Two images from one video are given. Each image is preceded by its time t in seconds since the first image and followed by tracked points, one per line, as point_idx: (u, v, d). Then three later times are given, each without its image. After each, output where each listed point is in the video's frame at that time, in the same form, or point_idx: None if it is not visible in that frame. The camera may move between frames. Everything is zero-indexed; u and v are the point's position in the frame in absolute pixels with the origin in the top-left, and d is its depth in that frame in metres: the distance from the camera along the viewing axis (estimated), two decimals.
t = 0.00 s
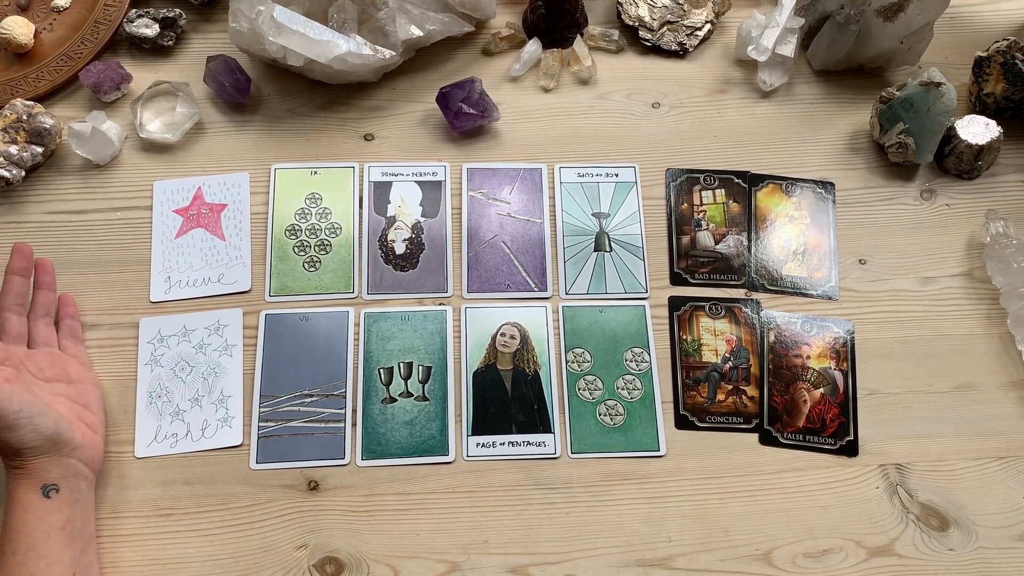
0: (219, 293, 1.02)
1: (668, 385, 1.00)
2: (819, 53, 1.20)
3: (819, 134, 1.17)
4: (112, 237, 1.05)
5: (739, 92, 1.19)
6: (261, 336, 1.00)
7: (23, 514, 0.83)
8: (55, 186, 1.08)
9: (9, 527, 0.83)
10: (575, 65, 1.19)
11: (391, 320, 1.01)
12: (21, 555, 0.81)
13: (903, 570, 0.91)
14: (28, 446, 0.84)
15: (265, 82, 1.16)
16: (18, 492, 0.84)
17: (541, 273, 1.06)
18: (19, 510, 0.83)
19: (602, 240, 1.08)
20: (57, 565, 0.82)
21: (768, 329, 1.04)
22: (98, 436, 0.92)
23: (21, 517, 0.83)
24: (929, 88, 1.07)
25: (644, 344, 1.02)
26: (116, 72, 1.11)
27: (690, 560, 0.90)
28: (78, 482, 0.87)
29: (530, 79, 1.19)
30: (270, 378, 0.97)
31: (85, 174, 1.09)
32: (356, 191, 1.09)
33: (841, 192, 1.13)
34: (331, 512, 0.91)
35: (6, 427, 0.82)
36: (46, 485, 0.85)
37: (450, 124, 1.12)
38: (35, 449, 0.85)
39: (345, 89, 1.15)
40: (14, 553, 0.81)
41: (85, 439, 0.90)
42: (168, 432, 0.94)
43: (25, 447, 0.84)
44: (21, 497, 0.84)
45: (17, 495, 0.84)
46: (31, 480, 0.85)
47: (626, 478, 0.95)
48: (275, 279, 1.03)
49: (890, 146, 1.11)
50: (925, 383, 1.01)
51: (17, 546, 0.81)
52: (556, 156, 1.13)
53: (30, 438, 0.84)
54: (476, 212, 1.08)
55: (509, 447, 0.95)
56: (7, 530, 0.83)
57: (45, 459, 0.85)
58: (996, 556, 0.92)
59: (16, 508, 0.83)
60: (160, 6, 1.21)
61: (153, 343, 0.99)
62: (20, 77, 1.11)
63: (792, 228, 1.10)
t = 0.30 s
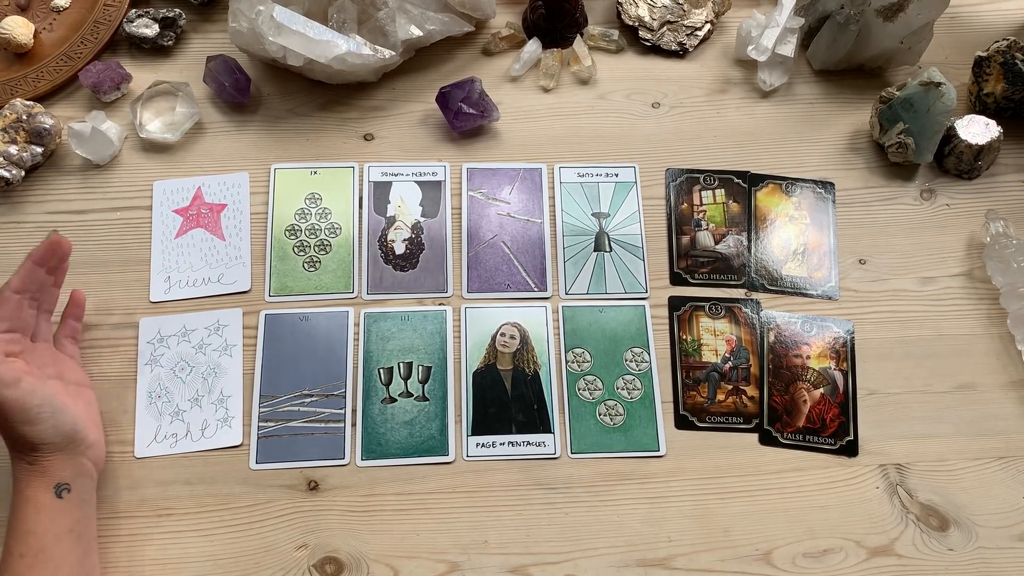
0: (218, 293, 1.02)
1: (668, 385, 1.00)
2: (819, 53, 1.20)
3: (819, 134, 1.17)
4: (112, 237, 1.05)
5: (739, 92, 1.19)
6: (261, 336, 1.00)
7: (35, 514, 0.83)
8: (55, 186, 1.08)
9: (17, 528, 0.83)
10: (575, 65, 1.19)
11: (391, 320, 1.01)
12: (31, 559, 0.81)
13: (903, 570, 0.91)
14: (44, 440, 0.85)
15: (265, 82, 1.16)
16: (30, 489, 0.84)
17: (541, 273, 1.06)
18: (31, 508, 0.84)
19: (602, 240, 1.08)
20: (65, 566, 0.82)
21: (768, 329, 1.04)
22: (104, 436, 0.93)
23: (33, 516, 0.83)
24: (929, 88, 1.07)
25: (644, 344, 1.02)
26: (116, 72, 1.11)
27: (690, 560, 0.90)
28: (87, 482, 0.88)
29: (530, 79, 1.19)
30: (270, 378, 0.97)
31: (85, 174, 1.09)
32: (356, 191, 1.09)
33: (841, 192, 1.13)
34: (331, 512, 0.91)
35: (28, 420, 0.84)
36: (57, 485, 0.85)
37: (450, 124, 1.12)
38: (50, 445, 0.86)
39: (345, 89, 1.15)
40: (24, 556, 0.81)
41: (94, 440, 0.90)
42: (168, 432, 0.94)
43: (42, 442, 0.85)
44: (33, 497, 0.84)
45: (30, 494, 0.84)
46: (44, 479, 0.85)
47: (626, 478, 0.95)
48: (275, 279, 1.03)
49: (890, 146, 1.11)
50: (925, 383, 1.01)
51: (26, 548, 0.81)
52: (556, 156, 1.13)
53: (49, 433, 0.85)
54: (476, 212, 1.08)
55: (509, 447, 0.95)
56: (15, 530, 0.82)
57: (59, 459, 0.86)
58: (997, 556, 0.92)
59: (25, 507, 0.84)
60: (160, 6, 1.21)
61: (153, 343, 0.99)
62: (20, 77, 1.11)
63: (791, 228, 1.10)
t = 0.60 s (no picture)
0: (218, 293, 1.02)
1: (668, 386, 1.00)
2: (819, 53, 1.20)
3: (819, 134, 1.17)
4: (112, 237, 1.05)
5: (739, 92, 1.19)
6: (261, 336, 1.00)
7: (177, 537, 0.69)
8: (55, 186, 1.08)
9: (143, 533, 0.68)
10: (574, 65, 1.19)
11: (391, 320, 1.01)
12: None
13: (903, 570, 0.91)
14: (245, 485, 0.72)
15: (265, 82, 1.16)
16: (193, 516, 0.70)
17: (541, 274, 1.06)
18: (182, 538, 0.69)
19: (602, 240, 1.08)
20: None
21: (768, 329, 1.04)
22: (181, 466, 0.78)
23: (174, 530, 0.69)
24: (929, 88, 1.07)
25: (645, 344, 1.02)
26: (116, 72, 1.11)
27: (690, 560, 0.90)
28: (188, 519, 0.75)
29: (530, 79, 1.19)
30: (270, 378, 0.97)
31: (85, 174, 1.09)
32: (356, 191, 1.09)
33: (841, 192, 1.13)
34: (331, 512, 0.91)
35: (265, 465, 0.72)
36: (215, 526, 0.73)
37: (450, 124, 1.12)
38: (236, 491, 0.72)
39: (345, 89, 1.15)
40: None
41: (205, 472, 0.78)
42: (168, 432, 0.94)
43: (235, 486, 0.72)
44: (183, 523, 0.69)
45: (179, 514, 0.69)
46: (210, 518, 0.71)
47: (626, 478, 0.95)
48: (274, 279, 1.03)
49: (891, 146, 1.11)
50: (925, 383, 1.01)
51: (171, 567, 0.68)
52: (556, 156, 1.13)
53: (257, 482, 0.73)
54: (476, 212, 1.08)
55: (509, 447, 0.95)
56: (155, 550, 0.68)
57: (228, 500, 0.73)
58: (996, 556, 0.92)
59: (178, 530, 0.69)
60: (160, 6, 1.21)
61: (152, 343, 0.99)
62: (20, 77, 1.11)
63: (792, 228, 1.10)
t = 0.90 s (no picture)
0: (218, 293, 1.02)
1: (668, 386, 1.00)
2: (819, 53, 1.20)
3: (819, 134, 1.17)
4: (112, 237, 1.05)
5: (739, 92, 1.19)
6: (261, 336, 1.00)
7: (234, 547, 0.79)
8: (55, 186, 1.08)
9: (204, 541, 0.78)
10: (574, 65, 1.19)
11: (395, 320, 1.01)
12: None
13: (903, 570, 0.91)
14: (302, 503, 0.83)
15: (265, 82, 1.16)
16: (254, 529, 0.80)
17: (541, 274, 1.06)
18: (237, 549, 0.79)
19: (602, 240, 1.08)
20: None
21: (768, 329, 1.04)
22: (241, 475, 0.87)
23: (233, 542, 0.79)
24: (929, 88, 1.07)
25: (645, 344, 1.02)
26: (116, 72, 1.11)
27: (690, 560, 0.90)
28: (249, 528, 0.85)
29: (530, 79, 1.19)
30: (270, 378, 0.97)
31: (85, 174, 1.09)
32: (356, 191, 1.09)
33: (841, 192, 1.13)
34: (331, 512, 0.91)
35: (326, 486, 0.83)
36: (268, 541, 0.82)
37: (450, 124, 1.12)
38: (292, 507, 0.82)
39: (345, 89, 1.15)
40: None
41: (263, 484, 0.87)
42: (168, 432, 0.94)
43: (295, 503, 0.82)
44: (244, 535, 0.79)
45: (239, 526, 0.79)
46: (269, 530, 0.82)
47: (626, 478, 0.95)
48: (274, 279, 1.03)
49: (890, 146, 1.11)
50: (925, 383, 1.01)
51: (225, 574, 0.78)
52: (556, 156, 1.13)
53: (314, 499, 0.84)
54: (476, 212, 1.08)
55: (509, 447, 0.95)
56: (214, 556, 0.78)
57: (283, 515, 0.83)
58: (996, 556, 0.92)
59: (235, 542, 0.79)
60: (160, 6, 1.21)
61: (152, 343, 0.99)
62: (20, 77, 1.11)
63: (792, 228, 1.10)
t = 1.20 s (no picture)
0: (218, 293, 1.02)
1: (668, 385, 1.00)
2: (819, 53, 1.20)
3: (819, 134, 1.17)
4: (112, 237, 1.05)
5: (739, 92, 1.19)
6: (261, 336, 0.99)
7: (223, 547, 0.77)
8: (55, 186, 1.08)
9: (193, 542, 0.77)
10: (574, 65, 1.19)
11: (395, 318, 1.01)
12: None
13: (903, 570, 0.91)
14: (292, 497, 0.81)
15: (265, 82, 1.16)
16: (244, 527, 0.78)
17: (541, 274, 1.06)
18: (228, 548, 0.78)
19: (602, 240, 1.08)
20: None
21: (768, 329, 1.04)
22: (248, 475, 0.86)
23: (222, 540, 0.77)
24: (929, 88, 1.07)
25: (645, 344, 1.02)
26: (116, 72, 1.11)
27: (690, 560, 0.90)
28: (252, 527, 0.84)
29: (530, 79, 1.19)
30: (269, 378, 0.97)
31: (85, 174, 1.09)
32: (356, 191, 1.09)
33: (841, 192, 1.13)
34: (331, 512, 0.91)
35: (315, 480, 0.80)
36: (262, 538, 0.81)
37: (450, 124, 1.12)
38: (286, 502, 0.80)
39: (345, 89, 1.15)
40: None
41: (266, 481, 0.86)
42: (168, 432, 0.94)
43: (286, 498, 0.80)
44: (234, 535, 0.78)
45: (229, 525, 0.78)
46: (261, 528, 0.80)
47: (626, 478, 0.95)
48: (274, 279, 1.03)
49: (890, 146, 1.11)
50: (925, 383, 1.01)
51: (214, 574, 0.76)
52: (556, 156, 1.13)
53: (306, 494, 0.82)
54: (476, 212, 1.08)
55: (509, 447, 0.95)
56: (203, 557, 0.76)
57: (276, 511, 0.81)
58: (996, 556, 0.92)
59: (226, 541, 0.78)
60: (160, 6, 1.21)
61: (152, 343, 0.99)
62: (20, 77, 1.11)
63: (792, 228, 1.10)
